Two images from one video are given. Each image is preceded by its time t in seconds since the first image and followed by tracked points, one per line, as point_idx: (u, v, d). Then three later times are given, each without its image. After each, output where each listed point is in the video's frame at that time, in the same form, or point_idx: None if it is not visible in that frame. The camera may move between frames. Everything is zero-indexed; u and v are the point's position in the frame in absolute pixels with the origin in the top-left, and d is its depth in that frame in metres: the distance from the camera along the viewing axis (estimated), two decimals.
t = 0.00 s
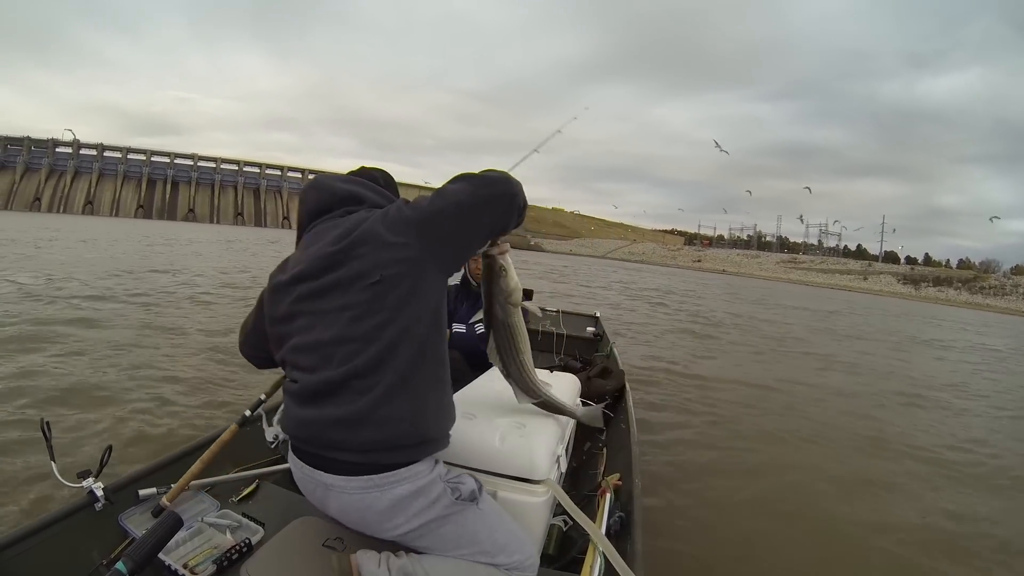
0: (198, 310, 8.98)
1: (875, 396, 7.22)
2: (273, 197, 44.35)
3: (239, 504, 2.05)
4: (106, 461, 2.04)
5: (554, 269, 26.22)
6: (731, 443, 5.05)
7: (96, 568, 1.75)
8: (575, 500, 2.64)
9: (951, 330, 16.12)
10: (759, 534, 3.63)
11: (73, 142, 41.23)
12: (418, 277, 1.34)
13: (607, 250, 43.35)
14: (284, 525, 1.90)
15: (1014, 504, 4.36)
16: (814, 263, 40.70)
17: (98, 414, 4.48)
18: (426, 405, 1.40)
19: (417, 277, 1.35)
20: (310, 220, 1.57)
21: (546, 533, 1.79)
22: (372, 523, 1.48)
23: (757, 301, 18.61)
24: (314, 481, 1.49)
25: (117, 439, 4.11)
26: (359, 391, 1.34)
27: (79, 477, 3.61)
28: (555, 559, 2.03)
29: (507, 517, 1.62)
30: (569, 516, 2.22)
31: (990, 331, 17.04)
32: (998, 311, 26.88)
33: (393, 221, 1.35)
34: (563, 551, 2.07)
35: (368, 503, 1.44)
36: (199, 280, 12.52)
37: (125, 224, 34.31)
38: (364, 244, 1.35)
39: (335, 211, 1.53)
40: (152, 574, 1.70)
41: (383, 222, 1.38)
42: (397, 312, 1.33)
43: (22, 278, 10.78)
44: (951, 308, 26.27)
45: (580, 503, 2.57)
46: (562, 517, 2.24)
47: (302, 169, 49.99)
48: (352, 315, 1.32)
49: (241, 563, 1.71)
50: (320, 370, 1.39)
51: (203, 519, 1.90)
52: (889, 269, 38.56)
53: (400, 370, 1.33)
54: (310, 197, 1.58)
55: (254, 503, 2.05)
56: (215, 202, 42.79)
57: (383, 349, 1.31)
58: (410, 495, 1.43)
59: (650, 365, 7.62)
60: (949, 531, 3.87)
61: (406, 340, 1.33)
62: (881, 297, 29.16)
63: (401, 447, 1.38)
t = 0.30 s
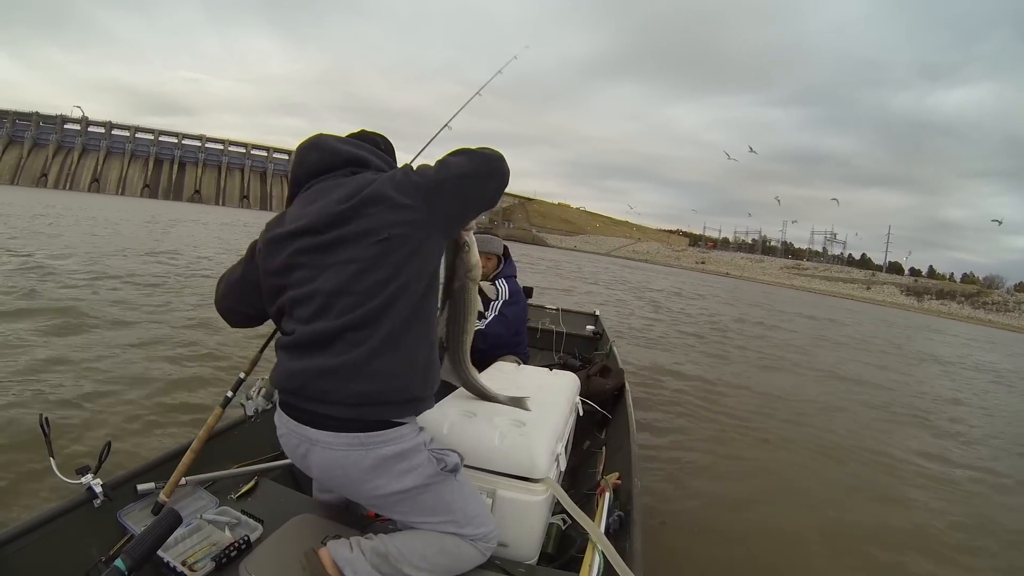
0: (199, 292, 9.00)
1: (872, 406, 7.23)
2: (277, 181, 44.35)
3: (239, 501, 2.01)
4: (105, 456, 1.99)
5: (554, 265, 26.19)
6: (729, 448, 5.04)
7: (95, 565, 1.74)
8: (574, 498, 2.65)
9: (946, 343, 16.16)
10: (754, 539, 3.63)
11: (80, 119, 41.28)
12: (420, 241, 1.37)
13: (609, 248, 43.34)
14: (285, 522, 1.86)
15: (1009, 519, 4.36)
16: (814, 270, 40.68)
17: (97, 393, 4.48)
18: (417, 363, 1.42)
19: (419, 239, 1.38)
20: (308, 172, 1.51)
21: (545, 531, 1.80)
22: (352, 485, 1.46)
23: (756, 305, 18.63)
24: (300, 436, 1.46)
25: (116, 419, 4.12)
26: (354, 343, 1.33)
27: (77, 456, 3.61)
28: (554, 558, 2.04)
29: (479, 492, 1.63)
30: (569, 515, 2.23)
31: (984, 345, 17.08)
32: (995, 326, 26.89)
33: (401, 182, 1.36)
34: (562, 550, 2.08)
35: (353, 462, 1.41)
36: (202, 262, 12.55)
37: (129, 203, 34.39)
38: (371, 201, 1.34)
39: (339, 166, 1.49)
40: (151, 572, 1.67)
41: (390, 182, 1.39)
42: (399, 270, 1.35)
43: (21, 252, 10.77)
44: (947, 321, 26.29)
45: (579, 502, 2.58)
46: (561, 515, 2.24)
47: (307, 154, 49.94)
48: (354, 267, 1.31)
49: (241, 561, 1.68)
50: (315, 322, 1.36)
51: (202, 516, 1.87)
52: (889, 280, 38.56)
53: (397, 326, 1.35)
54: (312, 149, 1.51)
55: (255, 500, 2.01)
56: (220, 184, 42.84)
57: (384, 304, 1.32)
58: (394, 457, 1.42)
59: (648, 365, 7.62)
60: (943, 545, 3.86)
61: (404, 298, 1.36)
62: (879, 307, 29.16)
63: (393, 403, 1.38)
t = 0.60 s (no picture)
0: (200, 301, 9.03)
1: (876, 402, 7.19)
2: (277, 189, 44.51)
3: (239, 503, 2.01)
4: (105, 460, 1.98)
5: (554, 267, 26.19)
6: (732, 446, 5.02)
7: (96, 568, 1.76)
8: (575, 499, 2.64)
9: (951, 337, 16.05)
10: (758, 537, 3.61)
11: (81, 131, 41.51)
12: (430, 234, 1.41)
13: (611, 250, 43.33)
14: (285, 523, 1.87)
15: (1016, 512, 4.32)
16: (816, 267, 40.55)
17: (98, 404, 4.49)
18: (433, 350, 1.47)
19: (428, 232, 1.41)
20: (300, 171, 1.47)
21: (546, 532, 1.79)
22: (382, 479, 1.44)
23: (759, 304, 18.57)
24: (325, 434, 1.43)
25: (115, 429, 4.12)
26: (380, 339, 1.35)
27: (77, 467, 3.62)
28: (555, 558, 2.03)
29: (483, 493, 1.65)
30: (570, 515, 2.23)
31: (989, 339, 16.96)
32: (999, 319, 26.72)
33: (405, 177, 1.38)
34: (563, 550, 2.06)
35: (386, 454, 1.41)
36: (204, 272, 12.60)
37: (131, 214, 34.56)
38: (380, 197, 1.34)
39: (333, 163, 1.45)
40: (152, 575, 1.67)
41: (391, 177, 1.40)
42: (413, 263, 1.38)
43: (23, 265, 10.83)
44: (950, 315, 26.13)
45: (580, 502, 2.57)
46: (562, 516, 2.24)
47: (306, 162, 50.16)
48: (374, 264, 1.32)
49: (242, 562, 1.68)
50: (334, 321, 1.35)
51: (202, 518, 1.87)
52: (891, 275, 38.40)
53: (417, 316, 1.39)
54: (305, 148, 1.46)
55: (255, 502, 2.01)
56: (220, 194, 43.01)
57: (405, 296, 1.36)
58: (425, 447, 1.44)
59: (650, 366, 7.60)
60: (950, 540, 3.83)
61: (420, 290, 1.40)
62: (882, 302, 29.03)
63: (418, 390, 1.42)
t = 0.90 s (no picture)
0: (201, 305, 9.05)
1: (877, 405, 7.16)
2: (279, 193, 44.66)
3: (239, 501, 2.01)
4: (105, 458, 1.99)
5: (555, 271, 26.21)
6: (732, 448, 5.01)
7: (96, 566, 1.76)
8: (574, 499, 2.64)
9: (953, 341, 15.98)
10: (758, 539, 3.60)
11: (84, 135, 41.68)
12: (431, 228, 1.45)
13: (612, 254, 43.35)
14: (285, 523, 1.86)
15: (1019, 514, 4.30)
16: (818, 271, 40.49)
17: (99, 406, 4.52)
18: (441, 340, 1.49)
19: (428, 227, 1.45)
20: (298, 175, 1.47)
21: (546, 532, 1.79)
22: (397, 472, 1.43)
23: (760, 308, 18.57)
24: (339, 429, 1.42)
25: (113, 432, 4.13)
26: (391, 330, 1.36)
27: (74, 469, 3.61)
28: (554, 558, 2.03)
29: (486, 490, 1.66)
30: (569, 516, 2.22)
31: (992, 343, 16.87)
32: (1001, 323, 26.60)
33: (404, 176, 1.42)
34: (562, 550, 2.07)
35: (402, 446, 1.41)
36: (205, 275, 12.64)
37: (133, 218, 34.70)
38: (384, 195, 1.37)
39: (331, 165, 1.46)
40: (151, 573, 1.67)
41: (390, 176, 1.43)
42: (418, 255, 1.41)
43: (26, 268, 10.90)
44: (952, 318, 26.05)
45: (579, 502, 2.56)
46: (562, 516, 2.24)
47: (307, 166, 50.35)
48: (382, 258, 1.34)
49: (241, 561, 1.66)
50: (343, 316, 1.35)
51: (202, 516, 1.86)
52: (893, 279, 38.31)
53: (424, 306, 1.41)
54: (303, 151, 1.47)
55: (253, 501, 2.01)
56: (223, 198, 43.18)
57: (412, 288, 1.38)
58: (439, 439, 1.45)
59: (650, 369, 7.60)
60: (949, 542, 3.82)
61: (426, 282, 1.43)
62: (883, 306, 28.93)
63: (429, 381, 1.42)
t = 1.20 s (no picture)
0: (205, 302, 9.08)
1: (879, 407, 7.14)
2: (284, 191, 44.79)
3: (239, 503, 2.03)
4: (105, 459, 1.99)
5: (558, 270, 26.19)
6: (733, 449, 4.99)
7: (95, 568, 1.76)
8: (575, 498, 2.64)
9: (957, 344, 15.92)
10: (759, 540, 3.59)
11: (89, 133, 41.86)
12: (410, 237, 1.44)
13: (616, 253, 43.28)
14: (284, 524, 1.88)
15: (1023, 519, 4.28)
16: (822, 272, 40.35)
17: (102, 404, 4.55)
18: (417, 347, 1.48)
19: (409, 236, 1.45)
20: (287, 182, 1.48)
21: (546, 532, 1.78)
22: (366, 469, 1.43)
23: (764, 309, 18.51)
24: (308, 425, 1.43)
25: (114, 430, 4.14)
26: (362, 334, 1.35)
27: (76, 466, 3.63)
28: (555, 558, 2.03)
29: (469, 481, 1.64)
30: (570, 516, 2.22)
31: (996, 346, 16.79)
32: (1006, 325, 26.46)
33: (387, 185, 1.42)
34: (563, 550, 2.06)
35: (369, 444, 1.40)
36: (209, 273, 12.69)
37: (138, 215, 34.86)
38: (364, 203, 1.38)
39: (318, 174, 1.46)
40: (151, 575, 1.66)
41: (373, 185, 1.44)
42: (396, 263, 1.40)
43: (31, 264, 10.97)
44: (956, 321, 25.93)
45: (579, 502, 2.56)
46: (563, 516, 2.24)
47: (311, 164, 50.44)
48: (356, 263, 1.34)
49: (241, 563, 1.69)
50: (316, 317, 1.35)
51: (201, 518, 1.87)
52: (897, 280, 38.14)
53: (399, 313, 1.40)
54: (290, 160, 1.47)
55: (253, 502, 2.03)
56: (228, 195, 43.32)
57: (386, 293, 1.37)
58: (407, 438, 1.44)
59: (652, 369, 7.59)
60: (952, 545, 3.80)
61: (403, 290, 1.41)
62: (888, 308, 28.82)
63: (401, 385, 1.41)
